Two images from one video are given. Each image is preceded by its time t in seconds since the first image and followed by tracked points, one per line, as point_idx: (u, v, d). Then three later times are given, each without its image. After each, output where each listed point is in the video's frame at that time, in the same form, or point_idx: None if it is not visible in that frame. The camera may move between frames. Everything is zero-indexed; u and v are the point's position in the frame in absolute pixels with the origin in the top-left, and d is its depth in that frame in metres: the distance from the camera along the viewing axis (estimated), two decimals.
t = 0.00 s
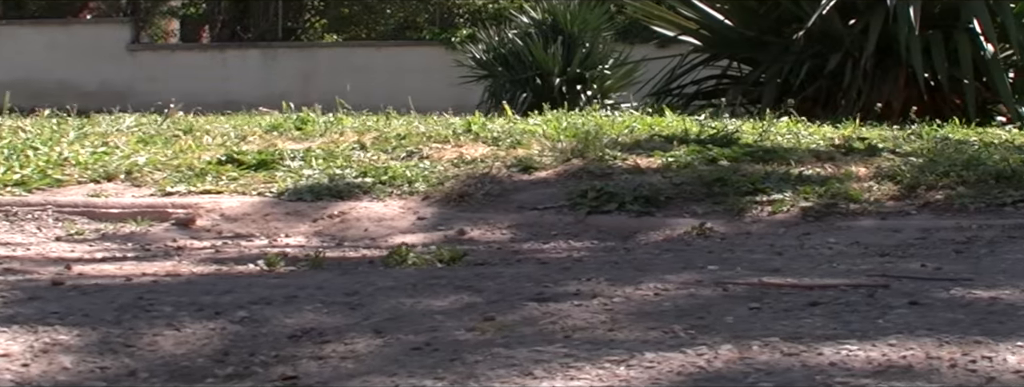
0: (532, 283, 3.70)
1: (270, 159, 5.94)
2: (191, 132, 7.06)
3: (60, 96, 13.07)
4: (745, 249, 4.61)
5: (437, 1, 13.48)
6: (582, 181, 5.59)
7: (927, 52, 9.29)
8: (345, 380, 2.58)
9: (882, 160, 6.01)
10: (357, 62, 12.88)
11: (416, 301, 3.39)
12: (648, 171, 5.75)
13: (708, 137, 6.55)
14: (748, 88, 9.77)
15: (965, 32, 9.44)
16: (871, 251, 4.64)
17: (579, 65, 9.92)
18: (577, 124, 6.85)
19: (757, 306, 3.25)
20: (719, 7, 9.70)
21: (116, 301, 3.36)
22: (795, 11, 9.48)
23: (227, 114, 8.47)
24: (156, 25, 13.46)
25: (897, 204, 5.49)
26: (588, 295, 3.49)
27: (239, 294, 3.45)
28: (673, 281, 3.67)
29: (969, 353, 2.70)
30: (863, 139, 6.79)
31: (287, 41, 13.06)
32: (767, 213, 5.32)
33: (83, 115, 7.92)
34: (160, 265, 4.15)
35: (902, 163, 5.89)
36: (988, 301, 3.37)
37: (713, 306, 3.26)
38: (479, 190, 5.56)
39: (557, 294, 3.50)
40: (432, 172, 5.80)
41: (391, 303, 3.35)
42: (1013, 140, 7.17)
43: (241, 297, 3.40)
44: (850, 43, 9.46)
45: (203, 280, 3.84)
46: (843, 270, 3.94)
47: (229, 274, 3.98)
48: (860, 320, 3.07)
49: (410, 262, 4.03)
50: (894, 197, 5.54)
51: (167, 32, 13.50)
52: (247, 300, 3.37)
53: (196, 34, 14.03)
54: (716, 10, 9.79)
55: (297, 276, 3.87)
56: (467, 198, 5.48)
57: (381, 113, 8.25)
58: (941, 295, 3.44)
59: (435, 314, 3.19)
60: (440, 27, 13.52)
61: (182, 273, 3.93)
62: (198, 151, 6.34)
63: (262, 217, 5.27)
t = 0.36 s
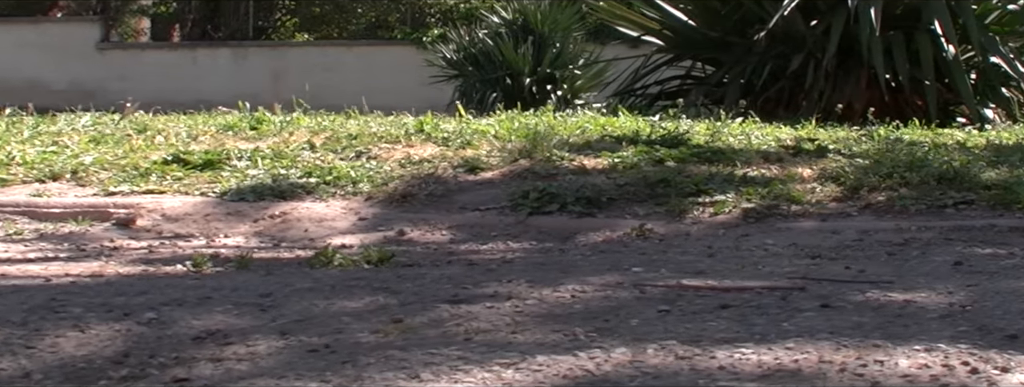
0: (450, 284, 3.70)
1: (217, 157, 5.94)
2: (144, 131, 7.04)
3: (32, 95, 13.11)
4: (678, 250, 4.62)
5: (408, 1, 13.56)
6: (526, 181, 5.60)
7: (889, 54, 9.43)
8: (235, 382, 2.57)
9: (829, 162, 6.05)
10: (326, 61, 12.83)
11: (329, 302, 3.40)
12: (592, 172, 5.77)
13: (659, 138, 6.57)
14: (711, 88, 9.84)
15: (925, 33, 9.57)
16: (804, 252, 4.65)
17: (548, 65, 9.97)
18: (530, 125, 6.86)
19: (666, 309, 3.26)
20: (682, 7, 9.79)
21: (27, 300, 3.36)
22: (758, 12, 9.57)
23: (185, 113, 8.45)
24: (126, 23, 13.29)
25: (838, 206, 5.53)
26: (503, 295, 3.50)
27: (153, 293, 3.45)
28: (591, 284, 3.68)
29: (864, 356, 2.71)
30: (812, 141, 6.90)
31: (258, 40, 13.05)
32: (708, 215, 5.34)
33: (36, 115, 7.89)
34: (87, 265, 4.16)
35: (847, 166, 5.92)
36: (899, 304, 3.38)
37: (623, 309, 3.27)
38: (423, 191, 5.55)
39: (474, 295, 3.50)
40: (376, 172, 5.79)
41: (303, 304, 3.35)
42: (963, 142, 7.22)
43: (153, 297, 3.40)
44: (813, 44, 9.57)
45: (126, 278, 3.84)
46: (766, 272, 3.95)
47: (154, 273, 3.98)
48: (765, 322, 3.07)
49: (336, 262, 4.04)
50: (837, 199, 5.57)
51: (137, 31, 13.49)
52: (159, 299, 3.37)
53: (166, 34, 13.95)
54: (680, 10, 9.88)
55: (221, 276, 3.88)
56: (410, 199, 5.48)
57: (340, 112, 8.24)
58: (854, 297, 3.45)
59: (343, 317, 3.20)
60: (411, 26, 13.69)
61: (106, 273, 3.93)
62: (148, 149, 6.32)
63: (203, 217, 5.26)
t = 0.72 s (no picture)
0: (384, 284, 3.71)
1: (172, 156, 5.93)
2: (104, 131, 7.02)
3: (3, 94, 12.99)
4: (623, 252, 4.63)
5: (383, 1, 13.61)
6: (480, 182, 5.61)
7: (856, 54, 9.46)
8: (142, 383, 2.57)
9: (784, 163, 6.06)
10: (303, 60, 12.85)
11: (259, 303, 3.41)
12: (545, 173, 5.77)
13: (617, 139, 6.59)
14: (680, 88, 9.88)
15: (893, 33, 9.60)
16: (750, 254, 4.66)
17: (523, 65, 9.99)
18: (489, 125, 6.86)
19: (592, 310, 3.26)
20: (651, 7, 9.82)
21: None
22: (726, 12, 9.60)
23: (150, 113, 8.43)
24: (99, 23, 13.25)
25: (791, 207, 5.54)
26: (434, 295, 3.51)
27: (83, 294, 3.46)
28: (525, 285, 3.69)
29: (776, 358, 2.70)
30: (771, 142, 6.92)
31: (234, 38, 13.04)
32: (659, 217, 5.35)
33: None
34: (27, 265, 4.16)
35: (804, 167, 5.93)
36: (827, 305, 3.38)
37: (548, 310, 3.27)
38: (375, 191, 5.56)
39: (404, 297, 3.50)
40: (331, 173, 5.79)
41: (231, 305, 3.36)
42: (924, 143, 7.24)
43: (83, 297, 3.40)
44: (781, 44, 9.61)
45: (62, 277, 3.85)
46: (702, 273, 3.95)
47: (92, 272, 3.99)
48: (687, 324, 3.07)
49: (274, 262, 4.04)
50: (789, 200, 5.59)
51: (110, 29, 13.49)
52: (87, 300, 3.37)
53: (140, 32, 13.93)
54: (649, 10, 9.91)
55: (157, 276, 3.88)
56: (362, 199, 5.48)
57: (306, 113, 8.23)
58: (783, 299, 3.45)
59: (268, 318, 3.20)
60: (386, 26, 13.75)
61: (42, 273, 3.93)
62: (105, 149, 6.30)
63: (153, 218, 5.25)
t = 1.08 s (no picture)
0: (295, 285, 3.71)
1: (111, 157, 5.91)
2: (50, 131, 7.00)
3: None
4: (550, 253, 4.64)
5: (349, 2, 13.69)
6: (418, 181, 5.62)
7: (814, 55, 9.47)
8: (21, 381, 2.58)
9: (724, 164, 6.07)
10: (269, 60, 12.86)
11: (164, 303, 3.41)
12: (483, 173, 5.79)
13: (562, 140, 6.60)
14: (638, 90, 9.87)
15: (851, 35, 9.61)
16: (678, 255, 4.67)
17: (488, 66, 10.46)
18: (435, 126, 6.87)
19: (495, 310, 3.27)
20: (610, 8, 9.81)
21: None
22: (684, 13, 9.59)
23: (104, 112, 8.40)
24: (64, 23, 13.28)
25: (730, 209, 5.54)
26: (343, 295, 3.52)
27: None
28: (437, 285, 3.70)
29: (660, 357, 2.72)
30: (716, 143, 6.93)
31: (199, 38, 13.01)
32: (596, 218, 5.37)
33: None
34: None
35: (745, 168, 5.95)
36: (732, 306, 3.40)
37: (451, 310, 3.28)
38: (312, 191, 5.56)
39: (312, 296, 3.51)
40: (270, 172, 5.79)
41: (135, 305, 3.36)
42: (871, 144, 7.26)
43: None
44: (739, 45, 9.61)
45: None
46: (618, 273, 3.97)
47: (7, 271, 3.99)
48: (584, 324, 3.09)
49: (193, 261, 4.04)
50: (726, 201, 5.60)
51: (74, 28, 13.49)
52: None
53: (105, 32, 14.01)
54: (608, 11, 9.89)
55: (71, 276, 3.88)
56: (298, 199, 5.49)
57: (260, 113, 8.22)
58: (690, 299, 3.47)
59: (168, 318, 3.21)
60: (352, 25, 13.79)
61: None
62: (47, 150, 6.27)
63: (87, 217, 5.23)
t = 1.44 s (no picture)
0: (221, 284, 3.71)
1: (59, 156, 5.91)
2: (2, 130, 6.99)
3: None
4: (489, 253, 4.64)
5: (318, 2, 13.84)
6: (364, 181, 5.62)
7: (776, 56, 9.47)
8: None
9: (674, 164, 6.09)
10: (236, 62, 13.02)
11: (84, 302, 3.40)
12: (430, 173, 5.80)
13: (514, 140, 6.61)
14: (601, 90, 9.86)
15: (814, 36, 9.61)
16: (616, 256, 4.68)
17: (458, 66, 10.47)
18: (389, 126, 6.87)
19: (413, 310, 3.27)
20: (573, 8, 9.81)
21: None
22: (648, 13, 9.58)
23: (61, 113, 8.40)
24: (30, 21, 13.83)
25: (676, 210, 5.54)
26: (265, 294, 3.51)
27: None
28: (363, 285, 3.70)
29: (564, 356, 2.73)
30: (669, 144, 6.92)
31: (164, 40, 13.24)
32: (541, 218, 5.38)
33: None
34: None
35: (695, 168, 5.96)
36: (652, 305, 3.40)
37: (369, 309, 3.28)
38: (257, 191, 5.56)
39: (235, 295, 3.51)
40: (216, 172, 5.78)
41: (53, 304, 3.35)
42: (824, 145, 7.30)
43: None
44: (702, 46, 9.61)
45: None
46: (548, 273, 3.97)
47: None
48: (498, 323, 3.09)
49: (124, 260, 4.03)
50: (672, 201, 5.61)
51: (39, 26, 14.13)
52: None
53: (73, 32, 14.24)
54: (572, 11, 9.89)
55: None
56: (243, 199, 5.49)
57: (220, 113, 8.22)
58: (612, 299, 3.48)
59: (84, 317, 3.20)
60: (321, 26, 13.89)
61: None
62: None
63: (30, 217, 5.22)
